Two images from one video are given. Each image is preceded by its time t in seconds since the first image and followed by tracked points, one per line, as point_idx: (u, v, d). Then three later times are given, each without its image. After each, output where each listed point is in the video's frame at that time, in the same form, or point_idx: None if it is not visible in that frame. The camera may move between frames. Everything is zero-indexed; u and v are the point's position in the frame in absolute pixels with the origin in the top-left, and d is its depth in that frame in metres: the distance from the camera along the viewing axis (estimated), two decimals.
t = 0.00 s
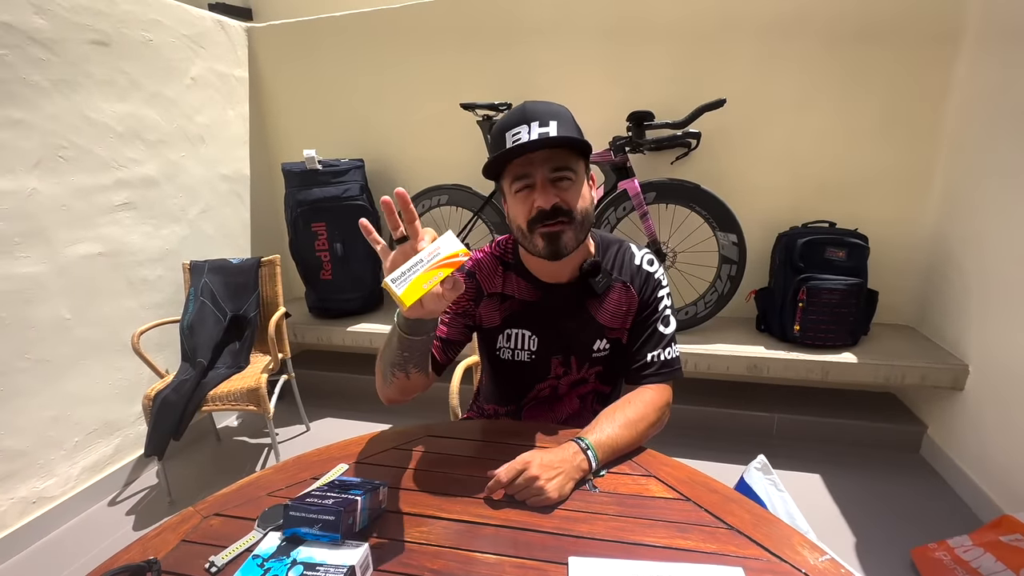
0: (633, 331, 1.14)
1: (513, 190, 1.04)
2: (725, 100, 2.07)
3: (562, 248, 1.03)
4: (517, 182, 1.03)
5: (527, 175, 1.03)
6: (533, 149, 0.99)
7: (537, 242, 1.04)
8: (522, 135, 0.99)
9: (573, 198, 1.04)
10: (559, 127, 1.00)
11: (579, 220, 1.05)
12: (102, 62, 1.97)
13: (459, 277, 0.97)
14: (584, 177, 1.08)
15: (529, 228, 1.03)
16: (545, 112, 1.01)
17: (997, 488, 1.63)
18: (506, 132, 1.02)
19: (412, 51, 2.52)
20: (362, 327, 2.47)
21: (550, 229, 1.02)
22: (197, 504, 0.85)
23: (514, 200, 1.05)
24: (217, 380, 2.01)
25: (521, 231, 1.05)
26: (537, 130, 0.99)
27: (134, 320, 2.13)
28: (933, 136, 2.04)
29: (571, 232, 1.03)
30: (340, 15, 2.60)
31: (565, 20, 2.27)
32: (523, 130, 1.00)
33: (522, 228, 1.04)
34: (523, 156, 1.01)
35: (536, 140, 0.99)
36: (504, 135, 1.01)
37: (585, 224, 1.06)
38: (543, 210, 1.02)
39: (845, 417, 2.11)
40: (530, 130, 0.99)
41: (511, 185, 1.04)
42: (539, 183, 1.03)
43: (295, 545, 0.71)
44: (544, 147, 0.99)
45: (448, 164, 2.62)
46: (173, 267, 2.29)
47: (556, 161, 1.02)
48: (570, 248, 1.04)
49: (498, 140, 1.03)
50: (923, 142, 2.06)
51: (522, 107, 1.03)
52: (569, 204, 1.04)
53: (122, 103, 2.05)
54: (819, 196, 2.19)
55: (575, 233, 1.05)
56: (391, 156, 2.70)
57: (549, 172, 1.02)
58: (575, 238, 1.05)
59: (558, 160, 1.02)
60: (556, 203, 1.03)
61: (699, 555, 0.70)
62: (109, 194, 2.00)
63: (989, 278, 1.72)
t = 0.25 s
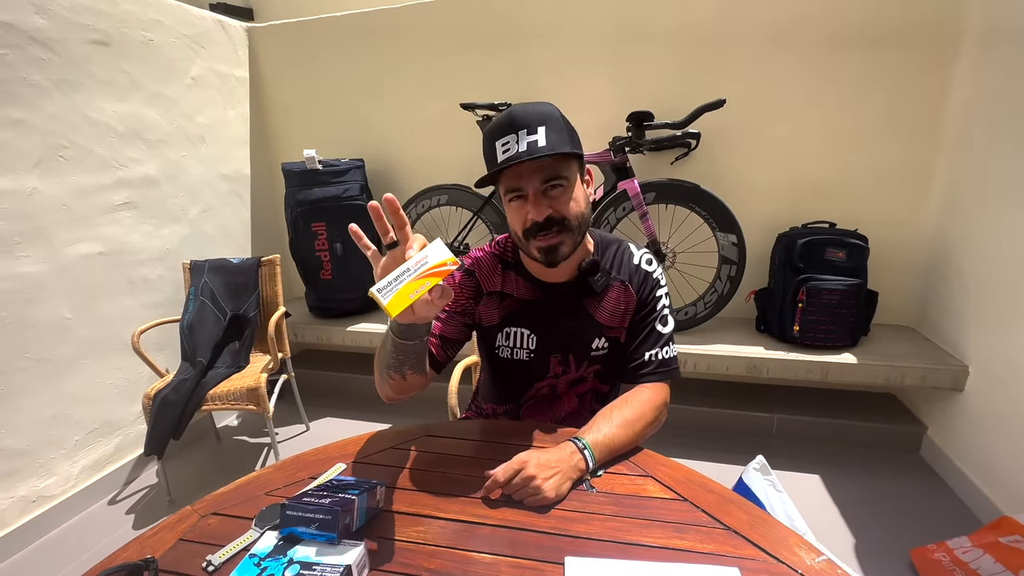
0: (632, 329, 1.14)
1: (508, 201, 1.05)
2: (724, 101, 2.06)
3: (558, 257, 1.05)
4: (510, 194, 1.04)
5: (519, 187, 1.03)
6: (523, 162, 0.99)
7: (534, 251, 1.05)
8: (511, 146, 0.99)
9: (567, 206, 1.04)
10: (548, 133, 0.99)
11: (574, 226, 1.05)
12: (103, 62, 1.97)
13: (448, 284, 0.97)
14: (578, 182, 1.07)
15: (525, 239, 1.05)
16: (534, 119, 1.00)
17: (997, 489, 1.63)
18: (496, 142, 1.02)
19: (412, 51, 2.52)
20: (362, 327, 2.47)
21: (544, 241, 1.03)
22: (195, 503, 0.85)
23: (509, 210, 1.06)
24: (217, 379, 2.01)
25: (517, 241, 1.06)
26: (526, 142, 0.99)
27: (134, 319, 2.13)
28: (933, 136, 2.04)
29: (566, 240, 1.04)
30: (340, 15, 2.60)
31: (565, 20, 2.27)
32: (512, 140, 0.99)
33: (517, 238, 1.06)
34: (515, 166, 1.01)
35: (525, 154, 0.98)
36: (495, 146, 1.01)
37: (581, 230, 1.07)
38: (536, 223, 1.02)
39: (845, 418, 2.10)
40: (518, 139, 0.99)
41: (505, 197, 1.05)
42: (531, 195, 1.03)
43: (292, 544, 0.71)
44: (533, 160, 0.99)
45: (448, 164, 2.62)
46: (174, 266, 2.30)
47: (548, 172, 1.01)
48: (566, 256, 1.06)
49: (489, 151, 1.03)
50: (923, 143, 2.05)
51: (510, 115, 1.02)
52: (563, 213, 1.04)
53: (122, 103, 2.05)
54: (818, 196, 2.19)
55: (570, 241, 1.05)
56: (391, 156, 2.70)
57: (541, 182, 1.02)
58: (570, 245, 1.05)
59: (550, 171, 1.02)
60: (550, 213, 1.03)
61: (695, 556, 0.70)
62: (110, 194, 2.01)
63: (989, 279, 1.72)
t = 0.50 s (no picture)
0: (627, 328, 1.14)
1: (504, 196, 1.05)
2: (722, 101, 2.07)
3: (552, 252, 1.05)
4: (507, 189, 1.04)
5: (516, 182, 1.03)
6: (519, 157, 0.99)
7: (528, 247, 1.05)
8: (508, 142, 1.00)
9: (563, 202, 1.05)
10: (546, 130, 1.00)
11: (569, 223, 1.05)
12: (101, 61, 1.97)
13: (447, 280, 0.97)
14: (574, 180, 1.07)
15: (520, 234, 1.04)
16: (532, 116, 1.01)
17: (992, 488, 1.63)
18: (493, 138, 1.02)
19: (411, 51, 2.52)
20: (359, 326, 2.47)
21: (539, 236, 1.03)
22: (190, 502, 0.85)
23: (505, 206, 1.06)
24: (214, 379, 2.01)
25: (512, 236, 1.06)
26: (523, 138, 0.99)
27: (132, 318, 2.13)
28: (930, 137, 2.05)
29: (561, 236, 1.04)
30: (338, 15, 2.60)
31: (563, 20, 2.27)
32: (509, 136, 1.00)
33: (513, 233, 1.06)
34: (512, 162, 1.02)
35: (522, 149, 0.99)
36: (491, 143, 1.02)
37: (576, 227, 1.07)
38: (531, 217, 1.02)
39: (841, 417, 2.11)
40: (515, 136, 1.00)
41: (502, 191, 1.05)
42: (527, 191, 1.03)
43: (287, 543, 0.72)
44: (530, 155, 0.99)
45: (446, 164, 2.62)
46: (171, 265, 2.30)
47: (544, 168, 1.02)
48: (560, 252, 1.06)
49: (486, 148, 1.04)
50: (920, 144, 2.06)
51: (509, 112, 1.03)
52: (558, 209, 1.04)
53: (120, 103, 2.05)
54: (815, 196, 2.19)
55: (565, 237, 1.05)
56: (389, 156, 2.70)
57: (537, 179, 1.02)
58: (565, 241, 1.05)
59: (546, 167, 1.02)
60: (546, 209, 1.03)
61: (688, 554, 0.71)
62: (108, 193, 2.01)
63: (985, 279, 1.72)
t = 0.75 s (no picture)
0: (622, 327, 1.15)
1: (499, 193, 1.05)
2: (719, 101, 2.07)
3: (546, 250, 1.05)
4: (502, 186, 1.04)
5: (511, 180, 1.03)
6: (513, 156, 0.99)
7: (522, 244, 1.05)
8: (504, 140, 1.00)
9: (557, 201, 1.05)
10: (542, 129, 1.00)
11: (563, 222, 1.05)
12: (97, 59, 1.96)
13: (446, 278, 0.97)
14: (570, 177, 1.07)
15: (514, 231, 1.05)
16: (528, 115, 1.00)
17: (988, 488, 1.64)
18: (489, 135, 1.02)
19: (408, 50, 2.52)
20: (356, 326, 2.47)
21: (533, 234, 1.03)
22: (185, 501, 0.85)
23: (499, 203, 1.06)
24: (211, 378, 2.00)
25: (506, 234, 1.06)
26: (519, 136, 0.99)
27: (128, 318, 2.13)
28: (926, 137, 2.05)
29: (555, 234, 1.05)
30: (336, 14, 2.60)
31: (561, 20, 2.27)
32: (506, 134, 1.00)
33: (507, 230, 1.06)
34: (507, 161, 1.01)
35: (518, 148, 0.98)
36: (488, 141, 1.01)
37: (570, 225, 1.07)
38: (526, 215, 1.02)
39: (838, 417, 2.11)
40: (512, 134, 0.99)
41: (497, 188, 1.05)
42: (522, 189, 1.03)
43: (280, 543, 0.72)
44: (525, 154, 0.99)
45: (444, 163, 2.62)
46: (168, 264, 2.29)
47: (540, 166, 1.02)
48: (554, 249, 1.06)
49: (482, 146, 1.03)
50: (917, 144, 2.06)
51: (506, 110, 1.02)
52: (553, 207, 1.04)
53: (116, 101, 2.04)
54: (812, 197, 2.20)
55: (559, 235, 1.06)
56: (386, 156, 2.70)
57: (532, 177, 1.02)
58: (559, 239, 1.06)
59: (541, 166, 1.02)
60: (540, 208, 1.03)
61: (682, 554, 0.71)
62: (104, 192, 2.00)
63: (981, 279, 1.73)
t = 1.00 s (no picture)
0: (614, 328, 1.14)
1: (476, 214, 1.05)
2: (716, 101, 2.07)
3: (518, 274, 1.08)
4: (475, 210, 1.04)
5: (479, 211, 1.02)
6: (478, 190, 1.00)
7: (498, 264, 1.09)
8: (474, 169, 1.00)
9: (529, 229, 1.01)
10: (507, 162, 0.97)
11: (535, 247, 1.04)
12: (91, 57, 1.95)
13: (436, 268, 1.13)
14: (543, 205, 1.01)
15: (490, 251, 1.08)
16: (497, 143, 0.97)
17: (982, 488, 1.64)
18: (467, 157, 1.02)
19: (405, 49, 2.52)
20: (352, 325, 2.46)
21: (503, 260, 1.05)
22: (176, 502, 0.85)
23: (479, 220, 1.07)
24: (206, 378, 2.00)
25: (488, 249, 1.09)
26: (484, 169, 0.99)
27: (122, 317, 2.11)
28: (922, 138, 2.06)
29: (525, 261, 1.05)
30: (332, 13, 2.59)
31: (558, 19, 2.27)
32: (475, 164, 0.99)
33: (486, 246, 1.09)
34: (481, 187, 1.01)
35: (482, 182, 0.99)
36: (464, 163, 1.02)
37: (546, 247, 1.05)
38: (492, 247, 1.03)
39: (833, 417, 2.12)
40: (480, 165, 0.99)
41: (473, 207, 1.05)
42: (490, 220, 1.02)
43: (272, 545, 0.72)
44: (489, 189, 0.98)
45: (441, 162, 2.61)
46: (163, 264, 2.28)
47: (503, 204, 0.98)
48: (527, 272, 1.08)
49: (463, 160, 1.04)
50: (912, 145, 2.07)
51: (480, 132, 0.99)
52: (521, 237, 1.02)
53: (111, 99, 2.03)
54: (809, 197, 2.20)
55: (531, 260, 1.06)
56: (383, 155, 2.69)
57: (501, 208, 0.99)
58: (531, 263, 1.06)
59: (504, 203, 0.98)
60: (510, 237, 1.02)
61: (675, 554, 0.71)
62: (98, 191, 1.99)
63: (976, 280, 1.73)
